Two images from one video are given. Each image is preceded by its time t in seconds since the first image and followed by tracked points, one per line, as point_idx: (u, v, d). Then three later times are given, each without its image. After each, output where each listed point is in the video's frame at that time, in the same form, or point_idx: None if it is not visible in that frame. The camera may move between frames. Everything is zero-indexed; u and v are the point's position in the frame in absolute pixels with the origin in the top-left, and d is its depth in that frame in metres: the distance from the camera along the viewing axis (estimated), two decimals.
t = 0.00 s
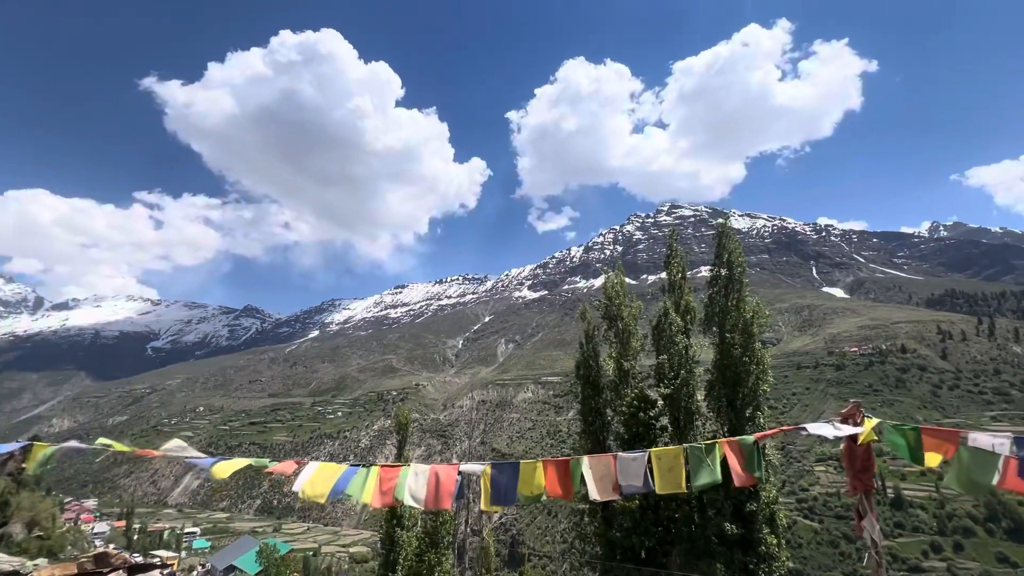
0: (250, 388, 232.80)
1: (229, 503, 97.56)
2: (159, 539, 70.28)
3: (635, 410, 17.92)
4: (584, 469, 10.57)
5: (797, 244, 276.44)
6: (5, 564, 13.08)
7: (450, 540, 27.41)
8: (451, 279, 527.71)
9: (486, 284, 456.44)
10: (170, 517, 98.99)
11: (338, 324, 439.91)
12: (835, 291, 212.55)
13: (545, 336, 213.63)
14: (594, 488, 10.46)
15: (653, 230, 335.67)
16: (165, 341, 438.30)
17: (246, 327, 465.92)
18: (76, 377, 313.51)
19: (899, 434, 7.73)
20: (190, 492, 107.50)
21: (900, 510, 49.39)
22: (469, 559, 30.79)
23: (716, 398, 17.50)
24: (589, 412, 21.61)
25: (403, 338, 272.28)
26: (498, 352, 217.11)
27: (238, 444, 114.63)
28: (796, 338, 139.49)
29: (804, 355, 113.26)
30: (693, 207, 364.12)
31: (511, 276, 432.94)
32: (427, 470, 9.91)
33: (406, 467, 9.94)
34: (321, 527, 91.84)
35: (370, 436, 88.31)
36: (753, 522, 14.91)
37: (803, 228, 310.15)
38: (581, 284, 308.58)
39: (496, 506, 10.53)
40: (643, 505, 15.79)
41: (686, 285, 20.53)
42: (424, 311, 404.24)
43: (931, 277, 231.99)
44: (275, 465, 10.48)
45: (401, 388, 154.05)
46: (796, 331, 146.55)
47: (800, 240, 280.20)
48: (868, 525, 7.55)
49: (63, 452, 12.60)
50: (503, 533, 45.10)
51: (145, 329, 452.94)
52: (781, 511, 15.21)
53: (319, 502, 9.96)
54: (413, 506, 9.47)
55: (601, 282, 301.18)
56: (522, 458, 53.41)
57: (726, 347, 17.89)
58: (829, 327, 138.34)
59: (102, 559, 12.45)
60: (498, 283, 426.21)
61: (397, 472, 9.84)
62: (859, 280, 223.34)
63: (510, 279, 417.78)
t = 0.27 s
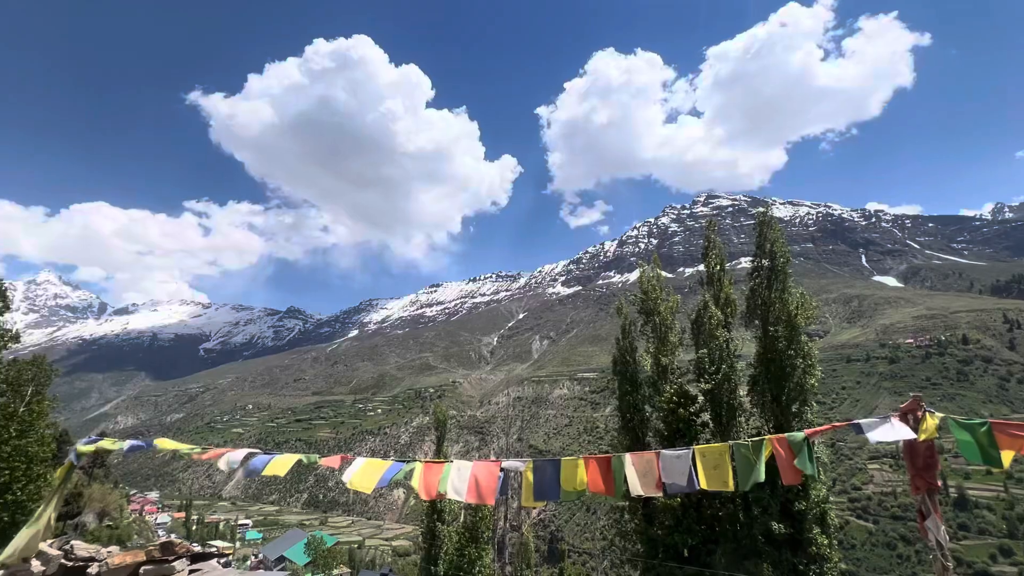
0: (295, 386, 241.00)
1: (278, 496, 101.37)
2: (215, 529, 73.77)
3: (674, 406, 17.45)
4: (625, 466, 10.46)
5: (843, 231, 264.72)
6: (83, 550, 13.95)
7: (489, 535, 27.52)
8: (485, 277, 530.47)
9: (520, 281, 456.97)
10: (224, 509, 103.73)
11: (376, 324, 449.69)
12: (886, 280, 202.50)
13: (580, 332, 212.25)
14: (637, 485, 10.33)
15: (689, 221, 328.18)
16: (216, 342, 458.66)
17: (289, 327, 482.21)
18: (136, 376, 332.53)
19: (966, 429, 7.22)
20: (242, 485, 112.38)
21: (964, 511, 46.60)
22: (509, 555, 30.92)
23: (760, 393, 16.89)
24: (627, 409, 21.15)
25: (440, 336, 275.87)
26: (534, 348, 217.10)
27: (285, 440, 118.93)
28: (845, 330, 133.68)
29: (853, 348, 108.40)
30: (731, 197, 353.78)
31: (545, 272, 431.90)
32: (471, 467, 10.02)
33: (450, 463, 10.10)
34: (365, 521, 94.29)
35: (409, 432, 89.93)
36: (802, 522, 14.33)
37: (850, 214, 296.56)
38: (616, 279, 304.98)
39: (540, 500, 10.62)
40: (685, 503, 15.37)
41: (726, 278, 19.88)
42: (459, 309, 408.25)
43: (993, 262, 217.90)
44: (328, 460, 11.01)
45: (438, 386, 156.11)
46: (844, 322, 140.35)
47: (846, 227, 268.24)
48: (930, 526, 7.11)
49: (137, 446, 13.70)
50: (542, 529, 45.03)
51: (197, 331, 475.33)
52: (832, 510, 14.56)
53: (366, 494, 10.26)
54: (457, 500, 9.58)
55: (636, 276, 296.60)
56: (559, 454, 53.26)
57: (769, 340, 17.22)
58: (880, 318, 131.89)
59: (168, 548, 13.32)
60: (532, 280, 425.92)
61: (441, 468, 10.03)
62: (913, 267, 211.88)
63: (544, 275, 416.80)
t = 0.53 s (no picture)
0: (337, 383, 248.31)
1: (323, 490, 104.75)
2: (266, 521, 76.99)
3: (716, 400, 16.92)
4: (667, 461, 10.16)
5: (894, 217, 251.83)
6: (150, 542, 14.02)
7: (528, 531, 27.57)
8: (518, 273, 531.26)
9: (553, 277, 455.51)
10: (274, 501, 108.07)
11: (412, 322, 457.57)
12: (943, 266, 191.57)
13: (615, 327, 209.96)
14: (678, 481, 9.99)
15: (727, 211, 319.20)
16: (262, 342, 477.24)
17: (330, 327, 496.68)
18: (191, 375, 350.26)
19: None
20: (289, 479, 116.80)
21: None
22: (548, 550, 30.87)
23: (807, 387, 16.15)
24: (666, 404, 20.57)
25: (475, 333, 278.40)
26: (569, 344, 216.19)
27: (329, 436, 122.64)
28: (898, 321, 127.13)
29: (908, 339, 102.90)
30: (771, 184, 341.82)
31: (578, 267, 429.05)
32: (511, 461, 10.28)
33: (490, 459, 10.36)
34: (407, 515, 96.23)
35: (447, 428, 91.15)
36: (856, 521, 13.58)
37: (901, 198, 281.63)
38: (651, 272, 300.08)
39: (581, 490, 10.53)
40: (729, 500, 14.84)
41: (767, 268, 19.07)
42: (493, 306, 410.54)
43: None
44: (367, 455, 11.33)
45: (475, 382, 157.49)
46: (898, 313, 133.50)
47: (898, 212, 255.06)
48: (1004, 529, 6.55)
49: (189, 438, 13.97)
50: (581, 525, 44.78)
51: (244, 332, 495.77)
52: (888, 510, 13.74)
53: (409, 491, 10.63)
54: (502, 497, 9.94)
55: (672, 268, 290.99)
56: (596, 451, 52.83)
57: (816, 332, 16.45)
58: (938, 307, 124.68)
59: (225, 537, 13.34)
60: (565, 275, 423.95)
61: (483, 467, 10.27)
62: (973, 252, 199.52)
63: (578, 270, 414.13)
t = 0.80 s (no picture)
0: (377, 381, 254.08)
1: (367, 484, 107.45)
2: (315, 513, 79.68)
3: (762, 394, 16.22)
4: (713, 460, 9.79)
5: (954, 199, 237.01)
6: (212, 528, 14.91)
7: (569, 527, 27.43)
8: (553, 269, 529.06)
9: (588, 272, 451.61)
10: (321, 494, 111.67)
11: (449, 319, 462.96)
12: (1009, 250, 179.11)
13: (654, 321, 206.39)
14: (725, 479, 9.66)
15: (768, 198, 308.13)
16: (306, 341, 493.16)
17: (370, 326, 508.70)
18: (241, 374, 365.82)
19: None
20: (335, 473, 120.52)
21: None
22: (589, 546, 30.63)
23: (860, 380, 15.32)
24: (708, 399, 19.89)
25: (511, 329, 279.19)
26: (606, 339, 214.06)
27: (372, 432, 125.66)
28: (960, 309, 119.59)
29: (972, 328, 96.67)
30: (816, 169, 327.61)
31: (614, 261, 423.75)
32: (555, 458, 10.86)
33: (535, 457, 10.98)
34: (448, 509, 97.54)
35: (486, 424, 91.77)
36: (916, 522, 12.76)
37: (961, 178, 264.64)
38: (689, 264, 293.31)
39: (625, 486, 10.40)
40: (777, 498, 14.21)
41: (813, 256, 18.17)
42: (528, 302, 410.50)
43: None
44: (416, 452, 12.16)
45: (512, 378, 157.95)
46: (960, 301, 125.61)
47: (957, 194, 240.03)
48: None
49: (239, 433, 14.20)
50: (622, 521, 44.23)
51: (289, 332, 513.40)
52: (954, 512, 12.80)
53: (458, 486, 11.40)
54: (548, 493, 10.65)
55: (712, 260, 283.37)
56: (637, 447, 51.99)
57: (869, 323, 15.53)
58: (1004, 294, 116.57)
59: (279, 528, 13.86)
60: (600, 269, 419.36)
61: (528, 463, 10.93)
62: None
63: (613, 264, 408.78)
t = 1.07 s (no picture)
0: (419, 378, 258.51)
1: (411, 479, 109.65)
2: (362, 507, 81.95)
3: (812, 388, 15.41)
4: (761, 458, 9.33)
5: None
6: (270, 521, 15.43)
7: (612, 524, 27.12)
8: (590, 263, 523.86)
9: (626, 265, 445.24)
10: (367, 488, 114.72)
11: (487, 316, 466.32)
12: None
13: (695, 314, 201.45)
14: (776, 479, 9.16)
15: (815, 184, 295.12)
16: (350, 340, 507.59)
17: (410, 324, 518.69)
18: (290, 373, 380.10)
19: None
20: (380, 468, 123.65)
21: None
22: (633, 544, 30.19)
23: (923, 373, 14.26)
24: (755, 393, 19.08)
25: (549, 325, 278.58)
26: (646, 333, 210.63)
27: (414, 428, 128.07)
28: None
29: None
30: (867, 151, 311.20)
31: (652, 254, 416.04)
32: (598, 455, 10.67)
33: (577, 454, 10.80)
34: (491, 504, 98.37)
35: (526, 420, 91.87)
36: (989, 524, 11.81)
37: None
38: (731, 255, 284.62)
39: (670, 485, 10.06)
40: (832, 497, 13.45)
41: (867, 243, 17.09)
42: (565, 298, 408.37)
43: None
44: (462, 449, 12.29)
45: (551, 374, 157.57)
46: None
47: None
48: None
49: (289, 429, 14.66)
50: (667, 519, 43.39)
51: (333, 332, 529.70)
52: None
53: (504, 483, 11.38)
54: (592, 490, 10.47)
55: (755, 250, 274.03)
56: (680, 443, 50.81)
57: (931, 312, 14.47)
58: None
59: (331, 520, 14.21)
60: (638, 263, 412.66)
61: (571, 460, 10.76)
62: None
63: (652, 257, 401.39)
